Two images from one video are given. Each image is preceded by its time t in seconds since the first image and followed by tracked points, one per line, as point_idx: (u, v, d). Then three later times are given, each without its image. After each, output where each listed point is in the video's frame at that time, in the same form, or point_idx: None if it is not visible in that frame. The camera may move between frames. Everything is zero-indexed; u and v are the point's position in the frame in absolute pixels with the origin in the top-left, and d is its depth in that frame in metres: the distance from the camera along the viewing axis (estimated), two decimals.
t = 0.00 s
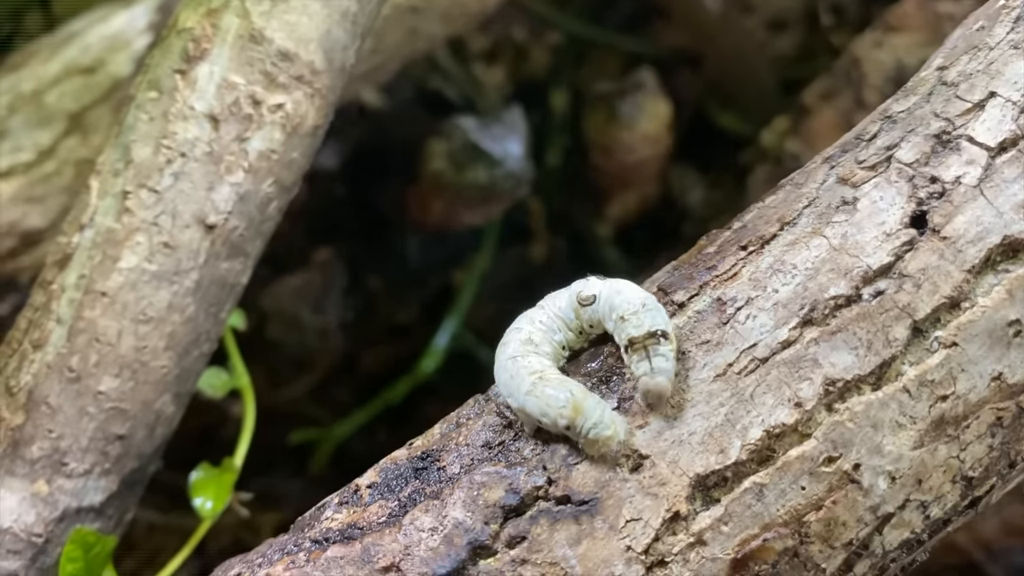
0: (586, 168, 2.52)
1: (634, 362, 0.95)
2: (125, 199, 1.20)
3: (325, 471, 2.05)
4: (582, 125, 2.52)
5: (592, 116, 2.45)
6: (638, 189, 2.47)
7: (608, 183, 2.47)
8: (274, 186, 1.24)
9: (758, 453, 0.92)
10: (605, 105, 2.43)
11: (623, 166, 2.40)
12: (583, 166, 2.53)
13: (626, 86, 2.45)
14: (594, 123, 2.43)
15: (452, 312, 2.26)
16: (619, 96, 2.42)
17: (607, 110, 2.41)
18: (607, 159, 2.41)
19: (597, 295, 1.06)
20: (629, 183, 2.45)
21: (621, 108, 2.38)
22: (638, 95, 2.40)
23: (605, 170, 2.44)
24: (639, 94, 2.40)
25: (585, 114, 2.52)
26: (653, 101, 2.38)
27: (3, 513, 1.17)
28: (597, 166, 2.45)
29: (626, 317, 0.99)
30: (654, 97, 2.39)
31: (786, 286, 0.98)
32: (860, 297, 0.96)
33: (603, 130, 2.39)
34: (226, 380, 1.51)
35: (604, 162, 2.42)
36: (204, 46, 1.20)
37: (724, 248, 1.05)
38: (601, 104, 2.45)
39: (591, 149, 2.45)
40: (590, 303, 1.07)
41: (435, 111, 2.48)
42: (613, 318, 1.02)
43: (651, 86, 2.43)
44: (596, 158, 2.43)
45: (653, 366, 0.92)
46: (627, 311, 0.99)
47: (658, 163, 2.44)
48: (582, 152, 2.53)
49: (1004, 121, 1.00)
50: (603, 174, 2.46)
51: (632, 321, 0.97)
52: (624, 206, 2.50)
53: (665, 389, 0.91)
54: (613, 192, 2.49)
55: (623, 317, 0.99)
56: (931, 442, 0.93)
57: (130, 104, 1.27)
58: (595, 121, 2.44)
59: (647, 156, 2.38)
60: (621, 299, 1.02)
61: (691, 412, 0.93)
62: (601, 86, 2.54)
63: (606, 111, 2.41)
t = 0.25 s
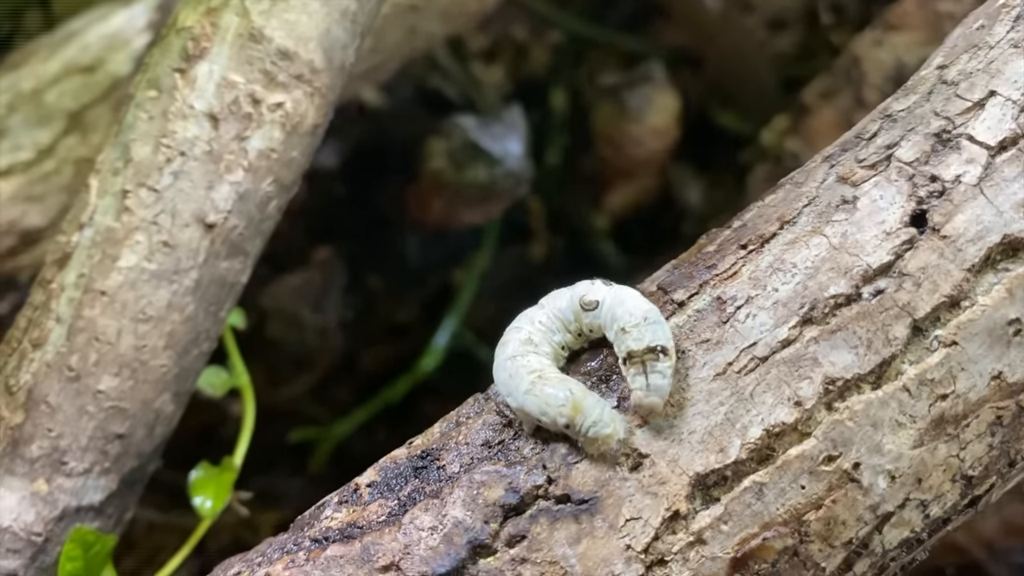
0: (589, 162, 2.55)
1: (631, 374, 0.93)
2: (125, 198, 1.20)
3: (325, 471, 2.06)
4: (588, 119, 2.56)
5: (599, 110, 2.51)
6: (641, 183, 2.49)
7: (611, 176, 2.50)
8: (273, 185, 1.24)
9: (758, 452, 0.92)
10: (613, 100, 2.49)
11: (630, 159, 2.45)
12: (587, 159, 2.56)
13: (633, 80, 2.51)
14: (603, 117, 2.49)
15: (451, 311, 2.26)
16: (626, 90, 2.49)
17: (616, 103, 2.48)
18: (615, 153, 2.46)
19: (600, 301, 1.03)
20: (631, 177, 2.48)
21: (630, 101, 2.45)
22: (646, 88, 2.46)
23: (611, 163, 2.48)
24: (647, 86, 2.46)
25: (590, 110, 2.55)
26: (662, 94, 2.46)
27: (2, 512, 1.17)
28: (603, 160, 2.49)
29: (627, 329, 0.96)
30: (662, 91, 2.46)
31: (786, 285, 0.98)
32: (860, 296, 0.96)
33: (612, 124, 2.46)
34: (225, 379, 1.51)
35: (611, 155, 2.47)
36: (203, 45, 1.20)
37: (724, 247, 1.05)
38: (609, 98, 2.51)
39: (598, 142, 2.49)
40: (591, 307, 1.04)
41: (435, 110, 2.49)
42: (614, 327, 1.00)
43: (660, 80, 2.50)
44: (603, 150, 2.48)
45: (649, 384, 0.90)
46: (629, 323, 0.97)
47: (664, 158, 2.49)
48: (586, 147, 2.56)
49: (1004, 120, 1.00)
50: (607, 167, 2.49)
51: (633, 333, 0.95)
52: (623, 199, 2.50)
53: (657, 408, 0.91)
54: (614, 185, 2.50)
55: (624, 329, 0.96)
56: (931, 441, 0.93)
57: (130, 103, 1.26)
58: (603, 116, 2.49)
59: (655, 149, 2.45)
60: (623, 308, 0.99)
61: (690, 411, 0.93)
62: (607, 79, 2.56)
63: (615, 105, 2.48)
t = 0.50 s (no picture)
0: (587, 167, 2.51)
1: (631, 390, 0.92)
2: (124, 197, 1.20)
3: (325, 471, 2.06)
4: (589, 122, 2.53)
5: (600, 115, 2.49)
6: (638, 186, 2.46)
7: (611, 180, 2.47)
8: (273, 184, 1.24)
9: (758, 452, 0.91)
10: (612, 106, 2.48)
11: (631, 165, 2.43)
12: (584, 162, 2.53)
13: (633, 85, 2.50)
14: (603, 123, 2.47)
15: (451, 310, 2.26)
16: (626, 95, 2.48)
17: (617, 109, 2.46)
18: (615, 158, 2.44)
19: (604, 311, 1.01)
20: (628, 180, 2.45)
21: (632, 109, 2.43)
22: (647, 95, 2.45)
23: (611, 167, 2.46)
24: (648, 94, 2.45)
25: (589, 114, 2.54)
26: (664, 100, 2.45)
27: (2, 512, 1.16)
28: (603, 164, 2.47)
29: (626, 345, 0.95)
30: (664, 97, 2.46)
31: (786, 285, 0.98)
32: (861, 295, 0.96)
33: (613, 130, 2.44)
34: (224, 378, 1.51)
35: (612, 160, 2.45)
36: (203, 44, 1.20)
37: (724, 246, 1.05)
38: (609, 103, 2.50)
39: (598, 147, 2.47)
40: (595, 316, 1.01)
41: (435, 110, 2.50)
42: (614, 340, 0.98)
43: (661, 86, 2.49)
44: (604, 156, 2.46)
45: (647, 403, 0.90)
46: (629, 339, 0.95)
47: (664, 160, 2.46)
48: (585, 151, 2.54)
49: (1004, 119, 1.00)
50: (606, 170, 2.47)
51: (633, 349, 0.94)
52: (621, 200, 2.47)
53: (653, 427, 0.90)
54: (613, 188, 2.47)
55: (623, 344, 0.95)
56: (931, 441, 0.93)
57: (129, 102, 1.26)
58: (603, 122, 2.47)
59: (656, 156, 2.42)
60: (626, 322, 0.97)
61: (690, 412, 0.93)
62: (607, 81, 2.55)
63: (617, 113, 2.46)
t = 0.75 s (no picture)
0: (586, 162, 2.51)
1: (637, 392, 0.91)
2: (124, 196, 1.20)
3: (324, 470, 2.06)
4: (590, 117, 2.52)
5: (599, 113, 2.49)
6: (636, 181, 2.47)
7: (609, 175, 2.48)
8: (272, 183, 1.24)
9: (758, 451, 0.91)
10: (611, 102, 2.48)
11: (630, 161, 2.44)
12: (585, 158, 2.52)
13: (632, 82, 2.50)
14: (602, 120, 2.47)
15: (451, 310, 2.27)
16: (625, 92, 2.48)
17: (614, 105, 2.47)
18: (613, 156, 2.45)
19: (606, 313, 1.01)
20: (627, 175, 2.46)
21: (631, 104, 2.44)
22: (645, 90, 2.46)
23: (610, 164, 2.46)
24: (646, 89, 2.46)
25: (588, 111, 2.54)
26: (664, 99, 2.45)
27: (1, 511, 1.16)
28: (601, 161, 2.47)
29: (632, 346, 0.94)
30: (663, 94, 2.46)
31: (785, 284, 0.98)
32: (860, 295, 0.96)
33: (611, 128, 2.45)
34: (224, 378, 1.51)
35: (610, 158, 2.46)
36: (202, 43, 1.20)
37: (723, 246, 1.05)
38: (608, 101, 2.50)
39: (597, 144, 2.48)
40: (597, 317, 1.02)
41: (435, 109, 2.49)
42: (618, 343, 0.97)
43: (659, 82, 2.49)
44: (602, 152, 2.47)
45: (659, 402, 0.88)
46: (635, 340, 0.94)
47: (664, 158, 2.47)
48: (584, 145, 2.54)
49: (1004, 118, 1.00)
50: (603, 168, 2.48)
51: (640, 349, 0.93)
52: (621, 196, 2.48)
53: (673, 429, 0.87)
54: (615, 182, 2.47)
55: (629, 345, 0.94)
56: (931, 440, 0.93)
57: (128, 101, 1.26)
58: (602, 119, 2.48)
59: (655, 152, 2.43)
60: (630, 324, 0.96)
61: (691, 412, 0.93)
62: (607, 78, 2.56)
63: (615, 109, 2.46)
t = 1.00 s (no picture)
0: (602, 151, 2.47)
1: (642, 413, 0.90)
2: (122, 196, 1.20)
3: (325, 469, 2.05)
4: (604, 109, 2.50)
5: (624, 100, 2.42)
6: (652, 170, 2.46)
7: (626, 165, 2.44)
8: (271, 183, 1.24)
9: (756, 451, 0.91)
10: (639, 88, 2.40)
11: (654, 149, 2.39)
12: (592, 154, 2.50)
13: (655, 68, 2.42)
14: (628, 107, 2.40)
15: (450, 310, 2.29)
16: (651, 76, 2.40)
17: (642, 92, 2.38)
18: (638, 144, 2.39)
19: (609, 321, 1.00)
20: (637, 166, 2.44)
21: (659, 89, 2.36)
22: (675, 75, 2.38)
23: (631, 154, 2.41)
24: (675, 74, 2.38)
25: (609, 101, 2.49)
26: (691, 82, 2.37)
27: None
28: (623, 148, 2.41)
29: (638, 364, 0.93)
30: (691, 78, 2.38)
31: (784, 283, 0.98)
32: (859, 294, 0.96)
33: (640, 115, 2.37)
34: (223, 378, 1.51)
35: (635, 147, 2.39)
36: (200, 42, 1.20)
37: (722, 246, 1.05)
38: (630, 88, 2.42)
39: (619, 132, 2.41)
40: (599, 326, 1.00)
41: (436, 109, 2.43)
42: (620, 356, 0.96)
43: (686, 66, 2.41)
44: (625, 141, 2.40)
45: (666, 428, 0.88)
46: (641, 357, 0.93)
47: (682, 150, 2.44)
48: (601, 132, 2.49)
49: (1003, 117, 1.00)
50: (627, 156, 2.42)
51: (646, 368, 0.92)
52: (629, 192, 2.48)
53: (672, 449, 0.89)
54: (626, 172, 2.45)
55: (635, 362, 0.93)
56: (929, 439, 0.93)
57: (127, 101, 1.26)
58: (628, 106, 2.40)
59: (683, 139, 2.38)
60: (633, 338, 0.95)
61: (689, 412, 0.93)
62: (629, 65, 2.47)
63: (641, 95, 2.38)
